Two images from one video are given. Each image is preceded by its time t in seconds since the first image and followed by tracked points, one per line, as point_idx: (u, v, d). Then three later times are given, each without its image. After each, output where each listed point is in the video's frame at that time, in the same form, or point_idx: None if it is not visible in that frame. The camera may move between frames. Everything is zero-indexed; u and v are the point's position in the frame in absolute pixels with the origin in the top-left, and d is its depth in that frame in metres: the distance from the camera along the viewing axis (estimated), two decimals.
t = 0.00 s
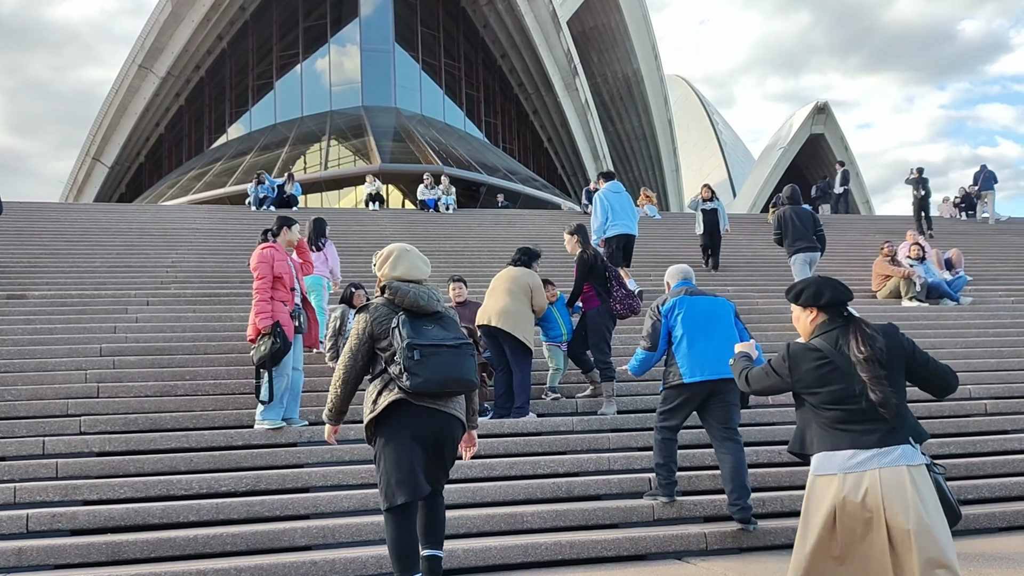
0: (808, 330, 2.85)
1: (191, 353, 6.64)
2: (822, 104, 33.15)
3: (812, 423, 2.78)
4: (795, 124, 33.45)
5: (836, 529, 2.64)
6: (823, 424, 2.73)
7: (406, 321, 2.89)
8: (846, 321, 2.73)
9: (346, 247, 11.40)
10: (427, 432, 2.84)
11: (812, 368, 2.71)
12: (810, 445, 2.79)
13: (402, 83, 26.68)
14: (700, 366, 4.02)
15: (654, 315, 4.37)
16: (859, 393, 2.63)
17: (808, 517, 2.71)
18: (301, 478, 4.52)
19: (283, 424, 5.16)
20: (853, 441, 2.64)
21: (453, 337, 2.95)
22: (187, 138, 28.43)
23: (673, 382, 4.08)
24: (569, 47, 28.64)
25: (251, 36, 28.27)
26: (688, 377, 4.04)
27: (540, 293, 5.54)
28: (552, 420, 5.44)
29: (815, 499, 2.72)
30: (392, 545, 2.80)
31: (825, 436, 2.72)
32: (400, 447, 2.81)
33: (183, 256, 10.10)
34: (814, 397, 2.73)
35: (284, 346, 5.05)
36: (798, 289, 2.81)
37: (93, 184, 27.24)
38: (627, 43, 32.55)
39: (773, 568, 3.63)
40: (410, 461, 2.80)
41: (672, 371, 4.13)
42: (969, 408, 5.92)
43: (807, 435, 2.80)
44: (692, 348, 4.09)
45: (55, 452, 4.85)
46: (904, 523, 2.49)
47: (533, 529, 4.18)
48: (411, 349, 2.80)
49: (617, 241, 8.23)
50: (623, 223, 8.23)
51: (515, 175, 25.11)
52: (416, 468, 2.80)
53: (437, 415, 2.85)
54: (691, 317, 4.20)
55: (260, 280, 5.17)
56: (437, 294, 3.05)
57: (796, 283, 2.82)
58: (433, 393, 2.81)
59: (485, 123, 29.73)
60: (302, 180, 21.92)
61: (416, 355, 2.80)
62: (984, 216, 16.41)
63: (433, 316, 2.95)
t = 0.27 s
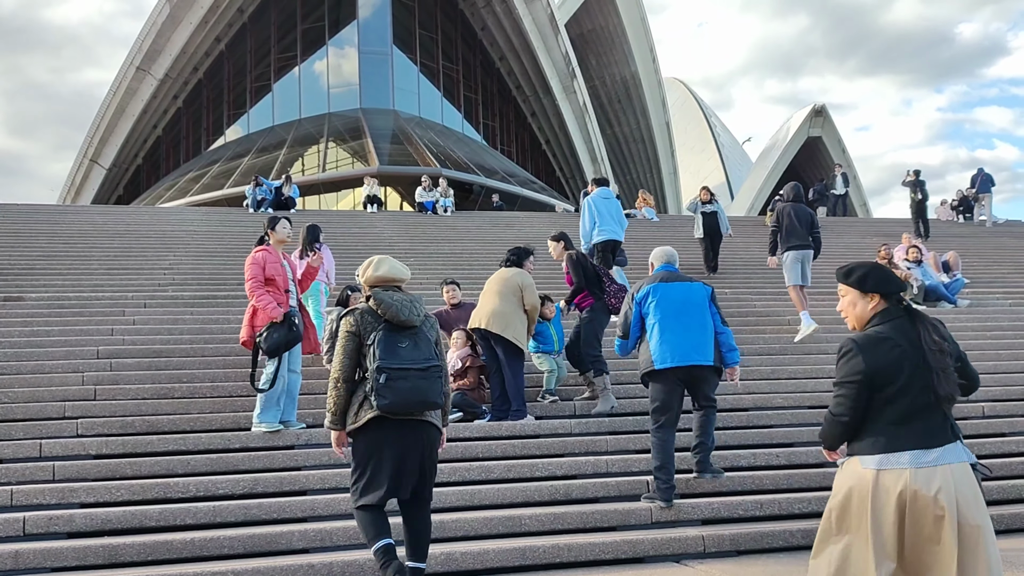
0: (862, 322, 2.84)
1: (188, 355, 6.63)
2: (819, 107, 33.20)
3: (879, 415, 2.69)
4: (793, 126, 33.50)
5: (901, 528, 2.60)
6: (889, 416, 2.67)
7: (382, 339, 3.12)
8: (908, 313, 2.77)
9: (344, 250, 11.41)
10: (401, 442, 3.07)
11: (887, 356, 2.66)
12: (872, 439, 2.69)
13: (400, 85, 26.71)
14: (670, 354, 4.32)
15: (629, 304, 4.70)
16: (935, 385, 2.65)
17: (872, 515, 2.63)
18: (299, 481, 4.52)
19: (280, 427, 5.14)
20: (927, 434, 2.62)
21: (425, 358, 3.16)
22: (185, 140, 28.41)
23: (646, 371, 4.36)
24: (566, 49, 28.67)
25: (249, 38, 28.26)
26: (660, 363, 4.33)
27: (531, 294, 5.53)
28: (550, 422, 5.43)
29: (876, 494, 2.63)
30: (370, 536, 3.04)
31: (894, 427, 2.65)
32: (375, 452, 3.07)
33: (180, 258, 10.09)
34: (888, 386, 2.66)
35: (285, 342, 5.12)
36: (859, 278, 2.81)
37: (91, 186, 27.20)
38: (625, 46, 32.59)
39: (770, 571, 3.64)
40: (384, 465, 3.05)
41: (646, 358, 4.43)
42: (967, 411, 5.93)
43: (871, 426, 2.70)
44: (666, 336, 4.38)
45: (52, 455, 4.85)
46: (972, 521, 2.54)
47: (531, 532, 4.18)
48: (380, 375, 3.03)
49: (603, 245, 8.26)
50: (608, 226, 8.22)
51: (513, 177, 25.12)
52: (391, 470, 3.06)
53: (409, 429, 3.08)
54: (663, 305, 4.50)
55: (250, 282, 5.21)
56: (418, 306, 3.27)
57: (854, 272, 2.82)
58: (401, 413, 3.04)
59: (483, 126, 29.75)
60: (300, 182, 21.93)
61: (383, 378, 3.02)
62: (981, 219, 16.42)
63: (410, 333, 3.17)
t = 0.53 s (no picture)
0: (877, 317, 2.92)
1: (187, 357, 6.63)
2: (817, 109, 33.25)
3: (901, 407, 2.75)
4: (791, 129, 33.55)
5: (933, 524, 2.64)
6: (908, 410, 2.74)
7: (357, 353, 3.22)
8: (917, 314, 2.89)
9: (343, 251, 11.41)
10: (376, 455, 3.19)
11: (914, 350, 2.75)
12: (893, 431, 2.74)
13: (399, 87, 26.75)
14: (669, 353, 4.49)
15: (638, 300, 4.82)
16: (944, 385, 2.79)
17: (901, 514, 2.64)
18: (297, 483, 4.52)
19: (279, 428, 5.15)
20: (940, 429, 2.73)
21: (399, 371, 3.27)
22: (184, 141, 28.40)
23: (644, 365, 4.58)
24: (565, 51, 28.70)
25: (247, 39, 28.26)
26: (660, 360, 4.52)
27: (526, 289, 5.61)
28: (549, 424, 5.44)
29: (905, 493, 2.65)
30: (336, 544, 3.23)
31: (914, 421, 2.73)
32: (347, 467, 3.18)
33: (179, 260, 10.09)
34: (912, 380, 2.74)
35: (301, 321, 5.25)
36: (878, 274, 2.89)
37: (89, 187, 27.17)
38: (623, 48, 32.64)
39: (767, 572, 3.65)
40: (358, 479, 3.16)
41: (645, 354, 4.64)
42: (965, 413, 5.94)
43: (895, 418, 2.74)
44: (668, 334, 4.54)
45: (50, 456, 4.84)
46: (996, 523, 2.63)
47: (529, 534, 4.18)
48: (362, 387, 3.12)
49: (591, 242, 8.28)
50: (597, 223, 8.24)
51: (511, 179, 25.13)
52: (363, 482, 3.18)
53: (384, 441, 3.20)
54: (666, 305, 4.64)
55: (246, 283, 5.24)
56: (385, 320, 3.35)
57: (872, 269, 2.90)
58: (379, 424, 3.16)
59: (481, 128, 29.76)
60: (299, 184, 21.95)
61: (364, 391, 3.12)
62: (979, 221, 16.45)
63: (382, 345, 3.28)
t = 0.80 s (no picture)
0: (868, 329, 2.84)
1: (185, 359, 6.62)
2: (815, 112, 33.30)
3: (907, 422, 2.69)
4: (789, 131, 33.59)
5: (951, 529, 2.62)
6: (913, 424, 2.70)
7: (321, 353, 3.47)
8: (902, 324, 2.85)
9: (341, 254, 11.40)
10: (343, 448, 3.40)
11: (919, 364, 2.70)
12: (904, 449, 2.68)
13: (397, 89, 26.76)
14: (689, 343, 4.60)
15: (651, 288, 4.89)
16: (934, 397, 2.78)
17: (923, 523, 2.59)
18: (294, 485, 4.51)
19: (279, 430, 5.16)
20: (935, 443, 2.72)
21: (362, 366, 3.51)
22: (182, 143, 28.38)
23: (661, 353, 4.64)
24: (563, 54, 28.71)
25: (246, 41, 28.25)
26: (677, 350, 4.61)
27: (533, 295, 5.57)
28: (548, 426, 5.43)
29: (924, 501, 2.61)
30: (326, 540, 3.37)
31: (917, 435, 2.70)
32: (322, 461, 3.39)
33: (177, 262, 10.08)
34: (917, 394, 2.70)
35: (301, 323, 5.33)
36: (870, 284, 2.82)
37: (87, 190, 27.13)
38: (622, 50, 32.67)
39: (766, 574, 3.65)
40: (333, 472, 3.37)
41: (661, 342, 4.71)
42: (964, 415, 5.94)
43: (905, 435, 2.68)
44: (685, 324, 4.66)
45: (47, 458, 4.83)
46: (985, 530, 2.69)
47: (527, 536, 4.17)
48: (325, 380, 3.37)
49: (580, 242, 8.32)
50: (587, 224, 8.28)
51: (510, 181, 25.13)
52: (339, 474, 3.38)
53: (353, 432, 3.41)
54: (684, 297, 4.76)
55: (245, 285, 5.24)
56: (353, 323, 3.59)
57: (865, 279, 2.82)
58: (346, 417, 3.38)
59: (479, 130, 29.76)
60: (297, 186, 21.94)
61: (327, 385, 3.36)
62: (977, 224, 16.45)
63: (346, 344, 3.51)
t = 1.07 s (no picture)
0: (856, 334, 2.86)
1: (182, 361, 6.63)
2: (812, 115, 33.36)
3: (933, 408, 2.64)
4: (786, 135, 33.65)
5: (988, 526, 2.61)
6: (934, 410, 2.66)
7: (305, 330, 3.76)
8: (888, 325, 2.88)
9: (339, 256, 11.41)
10: (323, 419, 3.67)
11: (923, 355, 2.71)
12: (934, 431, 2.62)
13: (395, 92, 26.79)
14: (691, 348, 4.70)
15: (650, 297, 4.90)
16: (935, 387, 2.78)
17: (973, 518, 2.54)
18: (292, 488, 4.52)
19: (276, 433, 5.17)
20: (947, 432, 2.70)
21: (343, 342, 3.82)
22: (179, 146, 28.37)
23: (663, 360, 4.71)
24: (561, 57, 28.71)
25: (244, 44, 28.24)
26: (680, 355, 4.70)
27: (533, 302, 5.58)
28: (545, 429, 5.44)
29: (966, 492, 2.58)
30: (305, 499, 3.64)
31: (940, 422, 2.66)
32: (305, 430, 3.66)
33: (175, 264, 10.08)
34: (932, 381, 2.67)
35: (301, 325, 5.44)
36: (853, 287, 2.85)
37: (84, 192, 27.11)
38: (619, 53, 32.71)
39: None
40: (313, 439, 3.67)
41: (662, 349, 4.76)
42: (960, 418, 5.96)
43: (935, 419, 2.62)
44: (685, 331, 4.75)
45: (45, 461, 4.84)
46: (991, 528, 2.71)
47: (524, 538, 4.18)
48: (310, 351, 3.66)
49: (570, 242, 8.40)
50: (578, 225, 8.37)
51: (508, 184, 25.14)
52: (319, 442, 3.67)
53: (334, 403, 3.70)
54: (681, 303, 4.84)
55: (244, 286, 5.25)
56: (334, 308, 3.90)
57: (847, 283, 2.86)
58: (327, 386, 3.67)
59: (477, 133, 29.77)
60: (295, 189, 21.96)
61: (312, 354, 3.66)
62: (974, 227, 16.48)
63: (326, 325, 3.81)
